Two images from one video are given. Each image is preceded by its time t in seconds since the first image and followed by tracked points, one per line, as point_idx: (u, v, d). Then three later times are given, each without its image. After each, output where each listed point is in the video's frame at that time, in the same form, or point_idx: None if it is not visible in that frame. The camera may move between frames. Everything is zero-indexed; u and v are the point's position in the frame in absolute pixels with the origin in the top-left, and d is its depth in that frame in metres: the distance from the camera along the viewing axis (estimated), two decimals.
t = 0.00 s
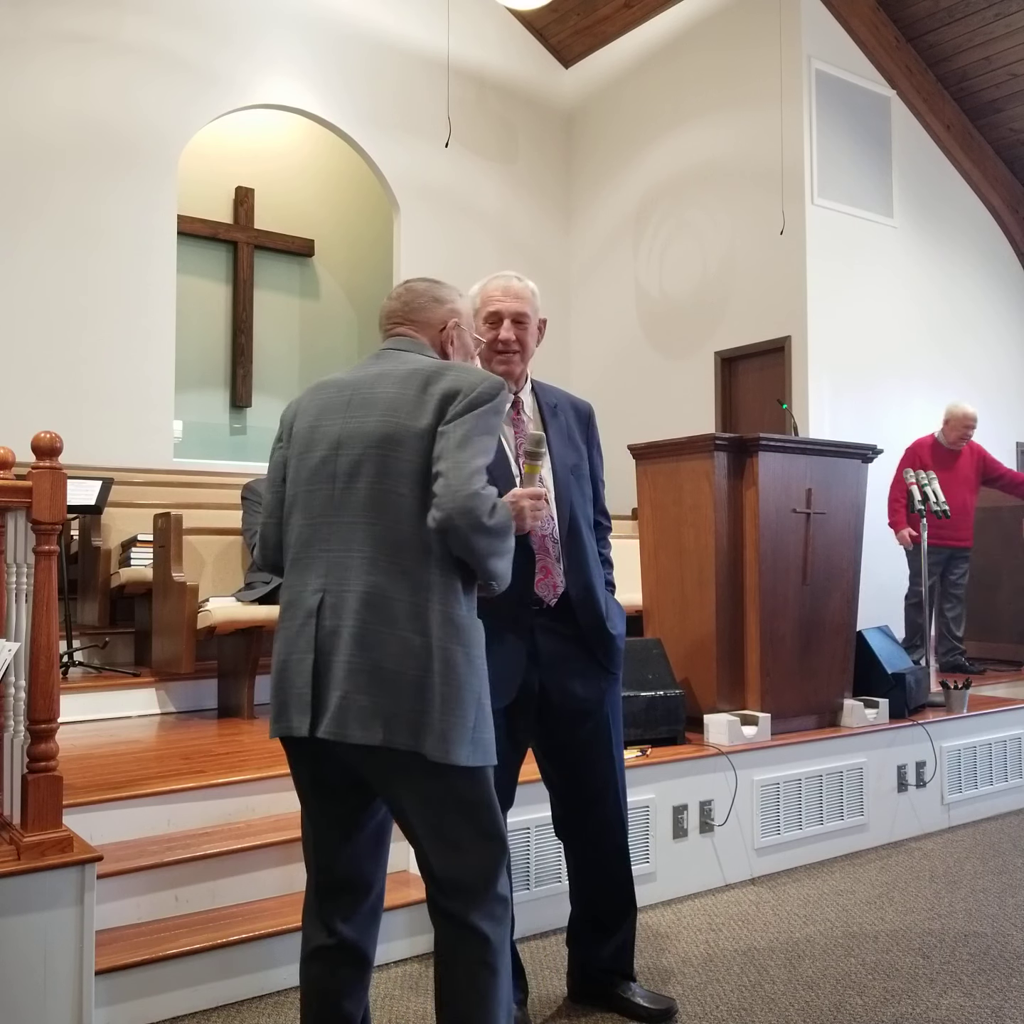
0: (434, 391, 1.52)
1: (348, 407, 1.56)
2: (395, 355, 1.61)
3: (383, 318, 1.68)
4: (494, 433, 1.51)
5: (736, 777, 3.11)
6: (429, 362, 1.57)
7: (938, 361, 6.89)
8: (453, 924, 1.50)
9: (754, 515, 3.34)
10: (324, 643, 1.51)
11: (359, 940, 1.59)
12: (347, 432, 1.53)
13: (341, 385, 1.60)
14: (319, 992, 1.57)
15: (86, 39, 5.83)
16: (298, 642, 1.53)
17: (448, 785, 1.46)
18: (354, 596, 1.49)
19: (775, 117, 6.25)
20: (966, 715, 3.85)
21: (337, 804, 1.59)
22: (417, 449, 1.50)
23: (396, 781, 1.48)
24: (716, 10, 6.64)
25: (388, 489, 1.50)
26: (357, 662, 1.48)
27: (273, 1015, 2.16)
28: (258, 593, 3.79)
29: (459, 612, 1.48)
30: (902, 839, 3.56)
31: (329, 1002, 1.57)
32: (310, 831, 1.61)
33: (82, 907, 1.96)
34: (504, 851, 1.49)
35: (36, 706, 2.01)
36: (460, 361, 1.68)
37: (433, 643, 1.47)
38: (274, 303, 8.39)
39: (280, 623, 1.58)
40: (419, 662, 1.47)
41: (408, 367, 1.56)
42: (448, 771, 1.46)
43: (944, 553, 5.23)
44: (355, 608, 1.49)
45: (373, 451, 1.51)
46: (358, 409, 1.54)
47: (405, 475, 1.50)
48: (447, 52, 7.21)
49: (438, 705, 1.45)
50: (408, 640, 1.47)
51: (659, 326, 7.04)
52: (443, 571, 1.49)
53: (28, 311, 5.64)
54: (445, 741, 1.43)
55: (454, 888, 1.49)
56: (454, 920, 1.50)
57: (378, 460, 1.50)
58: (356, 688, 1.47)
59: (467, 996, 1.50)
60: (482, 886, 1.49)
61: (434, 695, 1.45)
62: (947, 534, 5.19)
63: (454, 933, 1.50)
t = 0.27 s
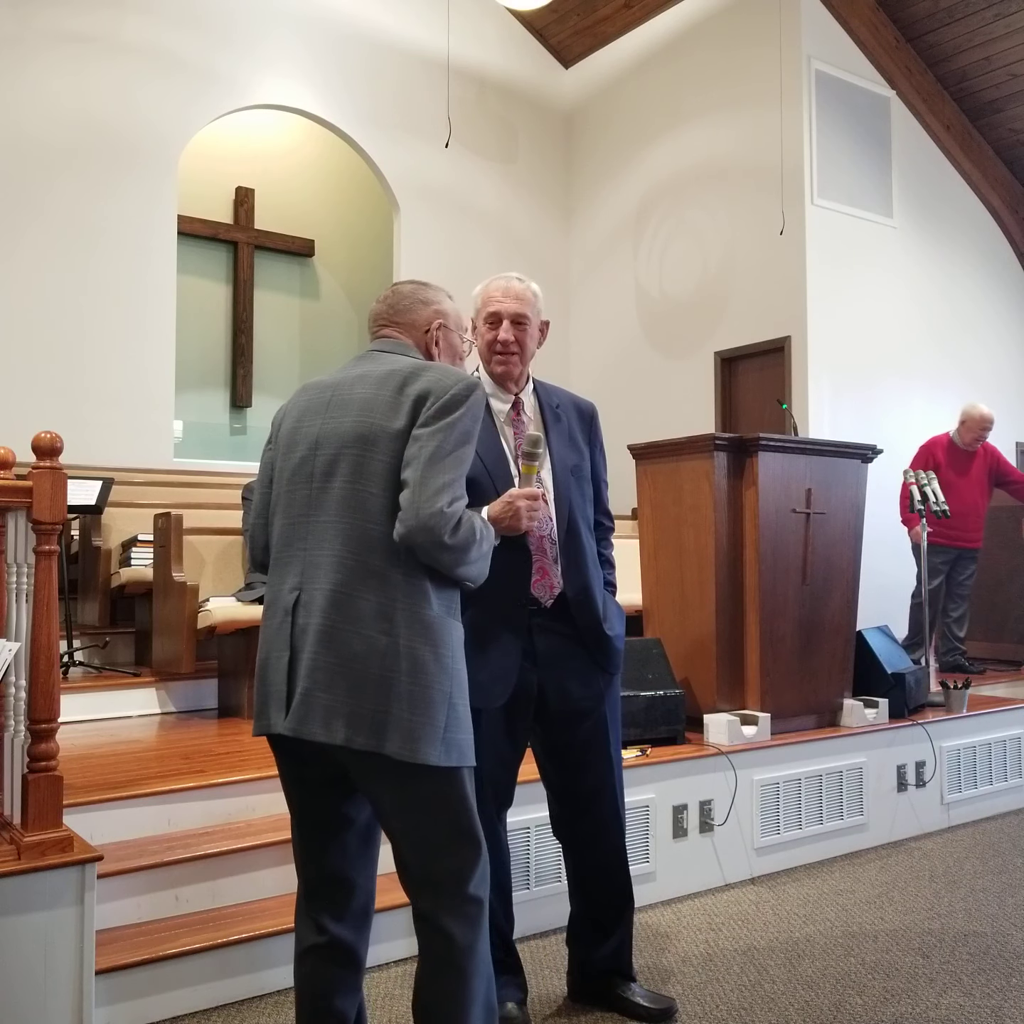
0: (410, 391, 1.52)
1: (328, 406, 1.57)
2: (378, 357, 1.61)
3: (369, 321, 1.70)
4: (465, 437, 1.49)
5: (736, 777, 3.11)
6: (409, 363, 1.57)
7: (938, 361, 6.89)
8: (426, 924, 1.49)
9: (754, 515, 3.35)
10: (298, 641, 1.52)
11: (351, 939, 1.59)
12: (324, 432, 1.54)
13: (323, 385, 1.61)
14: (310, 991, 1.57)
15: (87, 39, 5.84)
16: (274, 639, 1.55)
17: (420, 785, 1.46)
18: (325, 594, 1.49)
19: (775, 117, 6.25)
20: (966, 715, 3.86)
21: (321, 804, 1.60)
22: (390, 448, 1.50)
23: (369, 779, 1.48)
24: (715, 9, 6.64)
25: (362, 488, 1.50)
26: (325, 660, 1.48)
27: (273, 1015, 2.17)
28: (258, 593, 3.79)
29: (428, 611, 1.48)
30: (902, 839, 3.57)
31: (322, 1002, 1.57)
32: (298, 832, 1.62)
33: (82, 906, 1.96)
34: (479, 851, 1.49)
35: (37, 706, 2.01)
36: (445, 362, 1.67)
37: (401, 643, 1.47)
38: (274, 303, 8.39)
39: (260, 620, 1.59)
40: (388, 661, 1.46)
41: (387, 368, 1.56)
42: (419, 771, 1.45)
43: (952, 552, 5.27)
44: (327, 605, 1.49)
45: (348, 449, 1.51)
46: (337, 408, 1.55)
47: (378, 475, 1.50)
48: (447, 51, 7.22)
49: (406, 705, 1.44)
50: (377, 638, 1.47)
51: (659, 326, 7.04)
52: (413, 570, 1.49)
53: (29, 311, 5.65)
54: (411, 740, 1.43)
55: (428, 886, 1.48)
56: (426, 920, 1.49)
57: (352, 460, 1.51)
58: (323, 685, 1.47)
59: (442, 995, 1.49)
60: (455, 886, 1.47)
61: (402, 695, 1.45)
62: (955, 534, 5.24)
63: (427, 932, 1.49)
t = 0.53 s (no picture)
0: (412, 393, 1.52)
1: (329, 407, 1.57)
2: (380, 358, 1.61)
3: (373, 320, 1.70)
4: (469, 442, 1.48)
5: (736, 777, 3.12)
6: (411, 365, 1.57)
7: (939, 361, 6.89)
8: (401, 928, 1.49)
9: (754, 515, 3.35)
10: (295, 641, 1.52)
11: (351, 940, 1.59)
12: (325, 433, 1.54)
13: (325, 386, 1.61)
14: (305, 989, 1.57)
15: (87, 39, 5.84)
16: (271, 639, 1.54)
17: (412, 786, 1.46)
18: (322, 595, 1.49)
19: (775, 117, 6.25)
20: (966, 715, 3.86)
21: (314, 805, 1.60)
22: (392, 450, 1.50)
23: (362, 781, 1.48)
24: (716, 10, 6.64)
25: (362, 489, 1.50)
26: (321, 661, 1.48)
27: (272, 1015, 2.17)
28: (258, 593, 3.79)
29: (425, 614, 1.48)
30: (902, 839, 3.56)
31: (318, 1001, 1.57)
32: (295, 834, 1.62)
33: (83, 906, 1.96)
34: (455, 858, 1.48)
35: (37, 706, 2.01)
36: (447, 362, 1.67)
37: (398, 646, 1.47)
38: (274, 303, 8.39)
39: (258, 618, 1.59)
40: (384, 663, 1.46)
41: (389, 370, 1.56)
42: (411, 773, 1.46)
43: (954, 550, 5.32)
44: (323, 606, 1.49)
45: (349, 451, 1.51)
46: (338, 409, 1.55)
47: (379, 477, 1.50)
48: (448, 51, 7.22)
49: (402, 707, 1.45)
50: (373, 640, 1.47)
51: (659, 326, 7.04)
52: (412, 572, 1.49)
53: (29, 311, 5.65)
54: (405, 742, 1.44)
55: (405, 890, 1.48)
56: (402, 924, 1.49)
57: (353, 461, 1.51)
58: (318, 686, 1.47)
59: (408, 1004, 1.48)
60: (430, 893, 1.47)
61: (398, 697, 1.45)
62: (957, 532, 5.30)
63: (402, 937, 1.49)
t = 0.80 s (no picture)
0: (430, 396, 1.51)
1: (344, 408, 1.56)
2: (395, 359, 1.60)
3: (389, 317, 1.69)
4: (490, 449, 1.48)
5: (736, 777, 3.11)
6: (427, 367, 1.56)
7: (938, 361, 6.89)
8: (406, 929, 1.49)
9: (754, 514, 3.35)
10: (306, 643, 1.52)
11: (356, 940, 1.59)
12: (340, 434, 1.54)
13: (340, 386, 1.60)
14: (310, 990, 1.57)
15: (87, 39, 5.84)
16: (283, 639, 1.54)
17: (420, 788, 1.46)
18: (335, 598, 1.49)
19: (775, 117, 6.25)
20: (966, 715, 3.86)
21: (323, 805, 1.59)
22: (408, 454, 1.49)
23: (371, 783, 1.48)
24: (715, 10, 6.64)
25: (376, 492, 1.49)
26: (333, 663, 1.48)
27: (273, 1015, 2.17)
28: (258, 593, 3.79)
29: (438, 619, 1.48)
30: (902, 839, 3.56)
31: (321, 1001, 1.57)
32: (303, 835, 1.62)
33: (82, 906, 1.96)
34: (461, 862, 1.49)
35: (37, 705, 2.01)
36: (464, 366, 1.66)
37: (410, 650, 1.47)
38: (275, 303, 8.39)
39: (269, 618, 1.59)
40: (395, 667, 1.46)
41: (405, 372, 1.55)
42: (422, 776, 1.46)
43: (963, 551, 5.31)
44: (335, 609, 1.48)
45: (363, 453, 1.51)
46: (353, 410, 1.54)
47: (394, 481, 1.49)
48: (447, 52, 7.22)
49: (414, 712, 1.45)
50: (385, 644, 1.47)
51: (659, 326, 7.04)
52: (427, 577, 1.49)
53: (29, 311, 5.65)
54: (415, 746, 1.44)
55: (412, 892, 1.48)
56: (407, 927, 1.49)
57: (368, 463, 1.50)
58: (330, 689, 1.47)
59: (414, 1006, 1.48)
60: (436, 895, 1.48)
61: (411, 702, 1.45)
62: (965, 533, 5.29)
63: (407, 940, 1.49)
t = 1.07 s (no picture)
0: (445, 397, 1.50)
1: (356, 408, 1.55)
2: (406, 357, 1.59)
3: (399, 315, 1.67)
4: (508, 453, 1.48)
5: (737, 777, 3.12)
6: (439, 367, 1.56)
7: (938, 361, 6.89)
8: (409, 928, 1.50)
9: (754, 514, 3.35)
10: (317, 645, 1.52)
11: (360, 939, 1.59)
12: (352, 434, 1.53)
13: (351, 385, 1.59)
14: (314, 989, 1.57)
15: (88, 39, 5.84)
16: (295, 640, 1.54)
17: (430, 789, 1.47)
18: (347, 600, 1.49)
19: (775, 117, 6.25)
20: (966, 715, 3.86)
21: (331, 805, 1.60)
22: (421, 456, 1.49)
23: (380, 786, 1.48)
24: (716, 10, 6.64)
25: (389, 494, 1.49)
26: (346, 665, 1.47)
27: (273, 1015, 2.17)
28: (258, 593, 3.79)
29: (451, 622, 1.48)
30: (902, 839, 3.56)
31: (325, 1001, 1.57)
32: (308, 834, 1.62)
33: (83, 906, 1.96)
34: (466, 863, 1.49)
35: (37, 706, 2.01)
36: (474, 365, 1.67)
37: (424, 653, 1.47)
38: (275, 303, 8.39)
39: (280, 618, 1.59)
40: (408, 670, 1.47)
41: (417, 371, 1.54)
42: (433, 778, 1.46)
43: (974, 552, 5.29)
44: (347, 611, 1.48)
45: (375, 455, 1.50)
46: (364, 411, 1.54)
47: (409, 482, 1.49)
48: (448, 52, 7.22)
49: (428, 714, 1.46)
50: (397, 647, 1.47)
51: (659, 326, 7.04)
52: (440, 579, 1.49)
53: (29, 311, 5.65)
54: (429, 748, 1.45)
55: (417, 892, 1.49)
56: (412, 927, 1.49)
57: (382, 464, 1.50)
58: (343, 691, 1.47)
59: (416, 1007, 1.48)
60: (441, 896, 1.48)
61: (425, 704, 1.46)
62: (974, 533, 5.27)
63: (412, 940, 1.49)
